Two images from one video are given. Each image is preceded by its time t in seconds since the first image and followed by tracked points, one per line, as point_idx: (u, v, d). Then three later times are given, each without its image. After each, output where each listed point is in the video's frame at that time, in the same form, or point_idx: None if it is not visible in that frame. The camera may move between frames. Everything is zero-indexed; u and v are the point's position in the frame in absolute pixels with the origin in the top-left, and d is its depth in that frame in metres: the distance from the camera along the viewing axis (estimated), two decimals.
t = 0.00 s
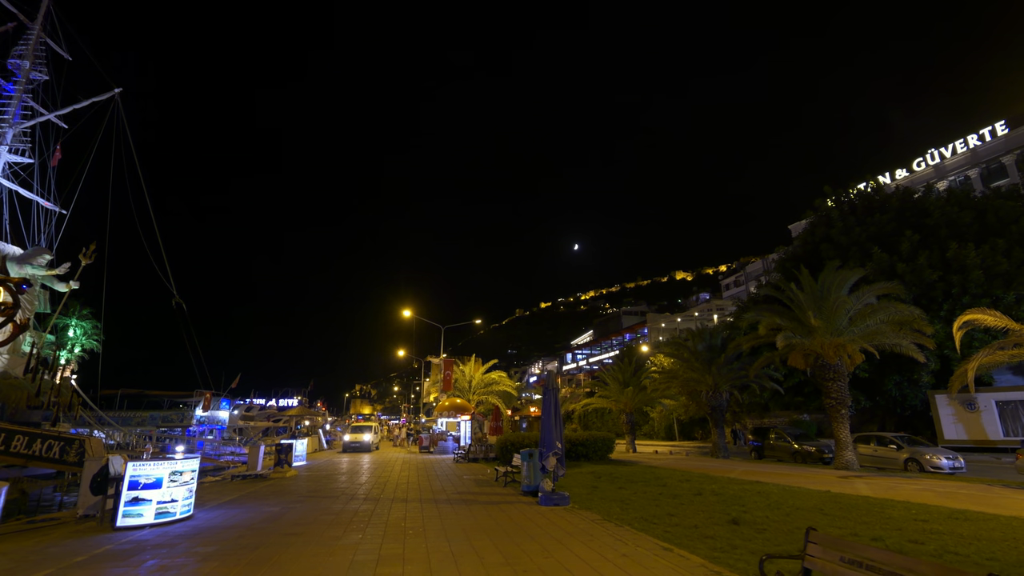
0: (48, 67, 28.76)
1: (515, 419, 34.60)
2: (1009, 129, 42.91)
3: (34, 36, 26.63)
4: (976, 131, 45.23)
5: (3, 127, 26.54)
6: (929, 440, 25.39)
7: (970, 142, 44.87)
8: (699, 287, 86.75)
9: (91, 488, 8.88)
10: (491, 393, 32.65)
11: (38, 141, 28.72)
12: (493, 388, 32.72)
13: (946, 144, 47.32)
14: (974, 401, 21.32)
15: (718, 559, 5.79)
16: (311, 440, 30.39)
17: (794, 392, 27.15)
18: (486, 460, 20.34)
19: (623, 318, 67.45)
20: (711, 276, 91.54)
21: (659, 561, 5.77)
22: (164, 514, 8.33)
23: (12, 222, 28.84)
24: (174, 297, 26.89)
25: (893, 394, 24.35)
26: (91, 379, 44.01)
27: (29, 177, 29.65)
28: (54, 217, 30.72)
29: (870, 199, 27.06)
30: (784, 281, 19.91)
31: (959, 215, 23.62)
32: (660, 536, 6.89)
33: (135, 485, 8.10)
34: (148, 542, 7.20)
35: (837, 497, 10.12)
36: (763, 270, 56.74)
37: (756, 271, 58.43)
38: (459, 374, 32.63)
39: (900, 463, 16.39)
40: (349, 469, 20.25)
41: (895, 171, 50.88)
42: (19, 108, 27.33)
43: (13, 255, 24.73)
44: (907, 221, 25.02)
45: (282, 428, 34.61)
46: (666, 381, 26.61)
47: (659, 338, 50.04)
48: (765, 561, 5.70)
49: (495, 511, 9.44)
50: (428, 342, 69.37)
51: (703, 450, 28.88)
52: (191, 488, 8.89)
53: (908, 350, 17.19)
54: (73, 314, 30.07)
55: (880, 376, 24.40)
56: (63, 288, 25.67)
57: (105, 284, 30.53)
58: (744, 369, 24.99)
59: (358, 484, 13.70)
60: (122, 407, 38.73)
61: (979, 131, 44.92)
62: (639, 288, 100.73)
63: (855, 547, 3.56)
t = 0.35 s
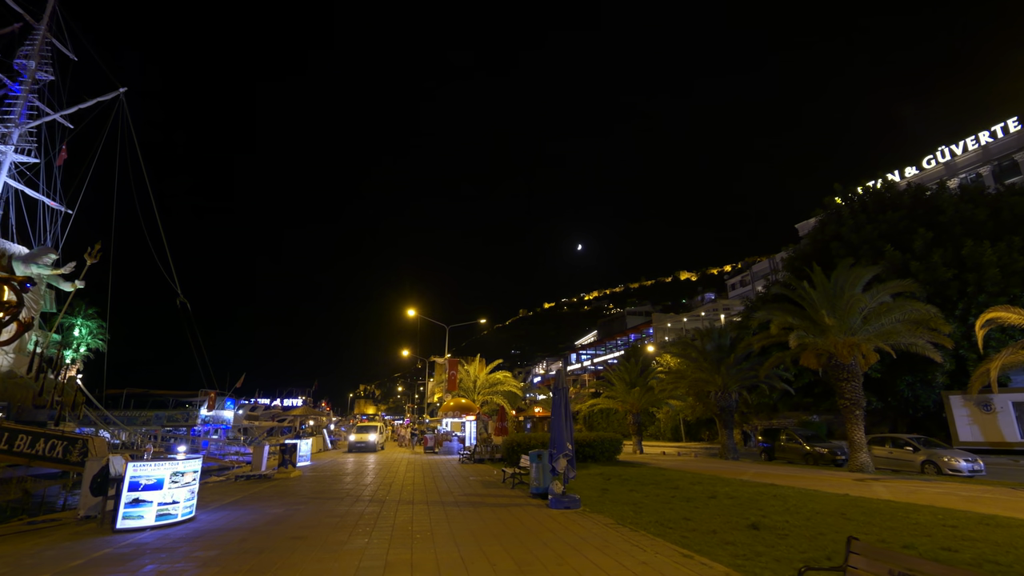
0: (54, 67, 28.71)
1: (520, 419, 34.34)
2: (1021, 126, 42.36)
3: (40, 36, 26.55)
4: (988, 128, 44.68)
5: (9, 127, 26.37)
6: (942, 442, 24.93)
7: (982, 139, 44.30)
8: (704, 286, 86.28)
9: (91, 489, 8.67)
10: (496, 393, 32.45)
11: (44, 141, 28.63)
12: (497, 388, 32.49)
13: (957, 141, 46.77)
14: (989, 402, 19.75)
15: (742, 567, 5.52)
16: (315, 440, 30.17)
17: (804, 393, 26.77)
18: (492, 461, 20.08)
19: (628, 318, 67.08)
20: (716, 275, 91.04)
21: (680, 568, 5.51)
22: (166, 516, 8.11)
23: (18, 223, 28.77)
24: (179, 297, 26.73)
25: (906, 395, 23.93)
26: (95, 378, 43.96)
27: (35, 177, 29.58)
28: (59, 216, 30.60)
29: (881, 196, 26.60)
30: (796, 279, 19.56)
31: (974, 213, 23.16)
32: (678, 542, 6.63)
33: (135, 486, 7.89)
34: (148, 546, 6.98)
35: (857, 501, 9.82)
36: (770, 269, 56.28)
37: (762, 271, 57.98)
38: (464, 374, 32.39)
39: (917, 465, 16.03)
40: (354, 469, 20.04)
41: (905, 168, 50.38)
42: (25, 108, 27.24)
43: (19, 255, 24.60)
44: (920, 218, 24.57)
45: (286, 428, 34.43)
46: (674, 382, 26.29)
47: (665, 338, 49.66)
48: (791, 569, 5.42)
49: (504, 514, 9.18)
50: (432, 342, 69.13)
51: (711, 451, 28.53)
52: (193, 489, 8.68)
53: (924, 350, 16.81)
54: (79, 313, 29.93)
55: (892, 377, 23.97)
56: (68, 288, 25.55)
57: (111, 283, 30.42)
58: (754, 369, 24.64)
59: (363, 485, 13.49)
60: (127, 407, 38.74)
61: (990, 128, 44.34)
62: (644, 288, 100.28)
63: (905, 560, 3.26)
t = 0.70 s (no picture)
0: (73, 71, 29.01)
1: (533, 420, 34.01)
2: None
3: (59, 42, 26.83)
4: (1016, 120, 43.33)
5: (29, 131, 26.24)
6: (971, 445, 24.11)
7: (1010, 131, 42.94)
8: (719, 285, 85.16)
9: (104, 489, 8.52)
10: (509, 393, 32.17)
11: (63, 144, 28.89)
12: (511, 388, 32.22)
13: (984, 134, 45.42)
14: None
15: None
16: (328, 439, 30.09)
17: (827, 393, 26.03)
18: (507, 462, 19.76)
19: (641, 317, 66.38)
20: (732, 274, 89.79)
21: None
22: (178, 517, 7.95)
23: (39, 225, 29.10)
24: (195, 296, 26.85)
25: (933, 396, 23.19)
26: (113, 378, 44.43)
27: (55, 180, 29.92)
28: (78, 219, 30.91)
29: (907, 190, 25.80)
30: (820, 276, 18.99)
31: (1006, 206, 22.32)
32: (708, 550, 6.34)
33: (147, 486, 7.74)
34: (160, 548, 6.80)
35: (893, 507, 9.37)
36: (787, 268, 55.33)
37: (779, 269, 57.01)
38: (477, 374, 32.16)
39: (950, 470, 15.43)
40: (367, 469, 19.86)
41: (929, 162, 49.08)
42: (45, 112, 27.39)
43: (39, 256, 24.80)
44: (948, 213, 23.78)
45: (300, 427, 34.46)
46: (691, 382, 25.78)
47: (680, 338, 48.95)
48: None
49: (523, 518, 8.91)
50: (444, 342, 68.98)
51: (730, 453, 27.95)
52: (206, 490, 8.51)
53: (955, 349, 16.20)
54: (97, 313, 30.17)
55: (918, 377, 23.24)
56: (87, 288, 25.77)
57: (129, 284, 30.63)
58: (776, 370, 24.05)
59: (377, 486, 13.27)
60: (143, 406, 39.14)
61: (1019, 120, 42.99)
62: (658, 287, 99.29)
63: None
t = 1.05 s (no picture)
0: (99, 78, 29.53)
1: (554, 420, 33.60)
2: None
3: (86, 49, 27.32)
4: None
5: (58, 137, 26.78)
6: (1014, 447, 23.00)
7: None
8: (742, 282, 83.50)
9: (126, 488, 8.45)
10: (529, 393, 31.85)
11: (91, 149, 29.43)
12: (531, 388, 31.90)
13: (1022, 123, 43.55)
14: None
15: None
16: (349, 439, 30.13)
17: (859, 393, 25.37)
18: (528, 462, 19.40)
19: (661, 316, 65.38)
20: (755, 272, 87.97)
21: None
22: (198, 518, 7.83)
23: (68, 229, 29.69)
24: (217, 297, 27.09)
25: (973, 396, 22.17)
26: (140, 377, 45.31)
27: (83, 184, 30.49)
28: (106, 222, 31.50)
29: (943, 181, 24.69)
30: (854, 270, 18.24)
31: None
32: (750, 561, 5.97)
33: (167, 487, 7.62)
34: (179, 551, 6.65)
35: (944, 514, 8.80)
36: (813, 265, 53.92)
37: (805, 266, 55.59)
38: (497, 374, 31.92)
39: (997, 475, 14.63)
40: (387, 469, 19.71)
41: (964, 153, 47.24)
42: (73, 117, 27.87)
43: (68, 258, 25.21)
44: (988, 204, 22.69)
45: (321, 426, 34.63)
46: (717, 382, 25.13)
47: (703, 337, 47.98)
48: None
49: (550, 522, 8.60)
50: (463, 341, 68.90)
51: (757, 454, 27.20)
52: (226, 490, 8.37)
53: (1001, 347, 15.37)
54: (124, 314, 30.68)
55: (957, 376, 22.25)
56: (114, 289, 26.20)
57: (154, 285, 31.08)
58: (807, 369, 23.26)
59: (399, 487, 13.07)
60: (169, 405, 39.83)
61: None
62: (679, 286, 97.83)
63: None
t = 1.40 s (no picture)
0: (127, 84, 30.08)
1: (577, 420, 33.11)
2: None
3: (114, 56, 27.88)
4: None
5: (88, 142, 27.22)
6: None
7: None
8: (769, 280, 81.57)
9: (150, 488, 8.37)
10: (551, 392, 31.50)
11: (119, 153, 29.99)
12: (554, 387, 31.53)
13: None
14: None
15: None
16: (372, 438, 30.17)
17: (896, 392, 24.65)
18: (553, 463, 19.01)
19: (685, 314, 64.21)
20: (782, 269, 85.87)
21: None
22: (221, 519, 7.68)
23: (99, 232, 30.33)
24: (243, 298, 27.37)
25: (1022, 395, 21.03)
26: (169, 377, 46.29)
27: (113, 188, 31.09)
28: (135, 225, 32.15)
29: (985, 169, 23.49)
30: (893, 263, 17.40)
31: None
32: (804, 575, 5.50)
33: (189, 487, 7.48)
34: (200, 553, 6.49)
35: (1006, 522, 8.16)
36: (843, 261, 52.28)
37: (834, 262, 53.98)
38: (519, 373, 31.59)
39: None
40: (411, 469, 19.56)
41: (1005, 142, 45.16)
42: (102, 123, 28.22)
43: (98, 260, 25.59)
44: None
45: (345, 425, 34.78)
46: (748, 381, 24.35)
47: (730, 335, 46.91)
48: None
49: (581, 527, 8.23)
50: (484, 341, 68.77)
51: (789, 455, 26.34)
52: (248, 491, 8.20)
53: None
54: (153, 315, 31.22)
55: (1005, 375, 21.09)
56: (142, 291, 26.64)
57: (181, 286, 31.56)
58: (842, 367, 22.37)
59: (423, 487, 12.83)
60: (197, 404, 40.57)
61: None
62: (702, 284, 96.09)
63: None
